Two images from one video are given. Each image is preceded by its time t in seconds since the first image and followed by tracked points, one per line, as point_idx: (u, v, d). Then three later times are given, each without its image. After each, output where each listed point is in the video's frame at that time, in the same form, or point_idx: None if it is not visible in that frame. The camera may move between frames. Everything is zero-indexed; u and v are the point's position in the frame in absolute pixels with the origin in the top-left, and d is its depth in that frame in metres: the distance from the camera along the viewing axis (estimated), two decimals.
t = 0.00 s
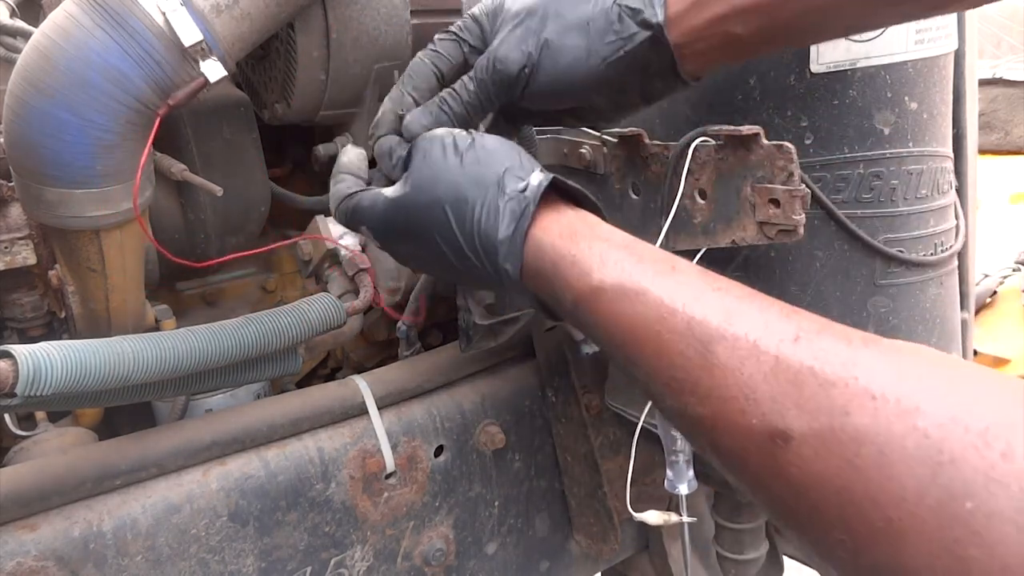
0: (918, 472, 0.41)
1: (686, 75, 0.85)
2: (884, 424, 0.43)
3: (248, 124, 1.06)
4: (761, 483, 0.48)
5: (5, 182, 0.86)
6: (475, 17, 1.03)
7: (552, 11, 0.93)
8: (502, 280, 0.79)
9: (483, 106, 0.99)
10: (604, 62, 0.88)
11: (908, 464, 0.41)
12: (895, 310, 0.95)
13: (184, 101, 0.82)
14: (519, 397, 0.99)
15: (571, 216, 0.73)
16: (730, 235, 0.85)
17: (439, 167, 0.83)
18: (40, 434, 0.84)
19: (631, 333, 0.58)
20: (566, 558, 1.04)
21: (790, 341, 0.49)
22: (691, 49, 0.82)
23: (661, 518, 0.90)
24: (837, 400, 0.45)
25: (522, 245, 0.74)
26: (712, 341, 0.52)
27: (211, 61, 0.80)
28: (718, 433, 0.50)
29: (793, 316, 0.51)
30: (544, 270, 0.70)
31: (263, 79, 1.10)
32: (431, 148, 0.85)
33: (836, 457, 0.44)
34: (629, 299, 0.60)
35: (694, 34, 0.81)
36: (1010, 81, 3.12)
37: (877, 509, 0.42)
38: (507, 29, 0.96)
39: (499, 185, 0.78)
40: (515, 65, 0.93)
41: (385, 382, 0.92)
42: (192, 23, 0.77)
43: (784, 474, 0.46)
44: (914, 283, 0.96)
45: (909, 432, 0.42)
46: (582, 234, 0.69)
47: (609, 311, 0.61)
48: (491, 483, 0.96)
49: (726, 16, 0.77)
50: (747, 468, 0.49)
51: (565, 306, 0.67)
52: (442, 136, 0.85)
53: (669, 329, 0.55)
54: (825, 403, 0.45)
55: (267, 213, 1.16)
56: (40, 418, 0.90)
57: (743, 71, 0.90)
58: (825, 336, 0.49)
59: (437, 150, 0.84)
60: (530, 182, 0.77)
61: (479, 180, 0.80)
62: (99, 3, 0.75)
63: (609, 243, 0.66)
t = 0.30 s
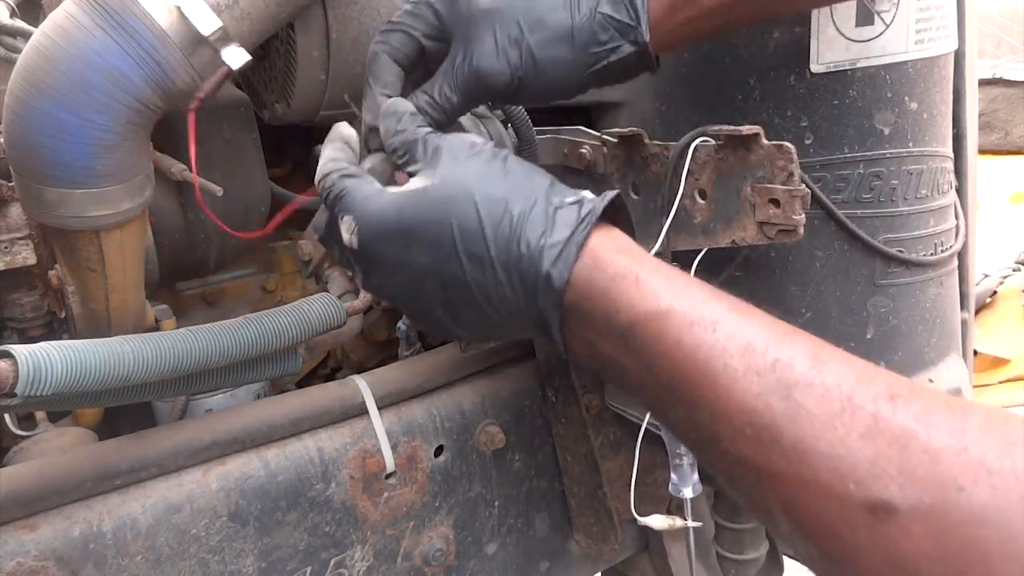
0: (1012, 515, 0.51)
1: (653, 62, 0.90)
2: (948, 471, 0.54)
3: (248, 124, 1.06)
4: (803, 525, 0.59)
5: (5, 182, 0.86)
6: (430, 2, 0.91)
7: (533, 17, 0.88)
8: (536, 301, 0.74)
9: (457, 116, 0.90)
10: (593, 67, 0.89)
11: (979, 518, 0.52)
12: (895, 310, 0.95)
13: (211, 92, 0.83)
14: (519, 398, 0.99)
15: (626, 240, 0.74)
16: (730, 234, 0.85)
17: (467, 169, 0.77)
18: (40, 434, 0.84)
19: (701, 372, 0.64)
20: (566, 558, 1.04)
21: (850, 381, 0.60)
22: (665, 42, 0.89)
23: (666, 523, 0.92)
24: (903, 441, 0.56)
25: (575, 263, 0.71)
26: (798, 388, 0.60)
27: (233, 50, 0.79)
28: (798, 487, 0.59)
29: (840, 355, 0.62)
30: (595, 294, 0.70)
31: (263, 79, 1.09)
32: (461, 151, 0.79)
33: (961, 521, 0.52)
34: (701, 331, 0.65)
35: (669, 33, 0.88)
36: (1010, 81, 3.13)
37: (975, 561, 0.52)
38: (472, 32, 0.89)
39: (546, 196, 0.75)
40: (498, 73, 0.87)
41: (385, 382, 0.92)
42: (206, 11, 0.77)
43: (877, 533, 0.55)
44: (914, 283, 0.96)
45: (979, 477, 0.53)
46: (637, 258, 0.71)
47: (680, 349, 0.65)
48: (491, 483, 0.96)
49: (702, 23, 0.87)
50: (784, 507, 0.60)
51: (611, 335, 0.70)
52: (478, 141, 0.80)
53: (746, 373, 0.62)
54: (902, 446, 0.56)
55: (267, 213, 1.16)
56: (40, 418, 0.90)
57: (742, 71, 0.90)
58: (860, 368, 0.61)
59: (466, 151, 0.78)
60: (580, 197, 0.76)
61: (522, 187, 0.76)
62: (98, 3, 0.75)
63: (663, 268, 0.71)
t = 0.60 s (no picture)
0: (949, 537, 0.56)
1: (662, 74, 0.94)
2: (884, 498, 0.59)
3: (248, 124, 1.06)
4: (761, 548, 0.63)
5: (5, 182, 0.86)
6: (442, 31, 0.95)
7: (544, 37, 0.92)
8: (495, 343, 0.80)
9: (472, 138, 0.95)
10: (603, 81, 0.93)
11: (914, 543, 0.56)
12: (895, 310, 0.95)
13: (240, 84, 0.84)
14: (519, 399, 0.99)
15: (581, 279, 0.80)
16: (730, 234, 0.86)
17: (426, 215, 0.82)
18: (39, 434, 0.84)
19: (654, 405, 0.69)
20: (566, 558, 1.04)
21: (791, 413, 0.65)
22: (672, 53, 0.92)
23: (661, 518, 0.92)
24: (840, 471, 0.61)
25: (527, 307, 0.77)
26: (746, 422, 0.65)
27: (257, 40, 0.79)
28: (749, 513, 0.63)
29: (780, 388, 0.68)
30: (557, 332, 0.76)
31: (263, 79, 1.09)
32: (420, 194, 0.84)
33: (898, 544, 0.57)
34: (652, 367, 0.71)
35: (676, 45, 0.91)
36: (1010, 81, 3.14)
37: None
38: (486, 54, 0.93)
39: (501, 240, 0.81)
40: (512, 92, 0.92)
41: (385, 382, 0.92)
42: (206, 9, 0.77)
43: (818, 559, 0.60)
44: (914, 283, 0.96)
45: (913, 504, 0.58)
46: (593, 296, 0.77)
47: (634, 383, 0.71)
48: (491, 483, 0.96)
49: (704, 35, 0.89)
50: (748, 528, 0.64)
51: (571, 369, 0.75)
52: (438, 180, 0.85)
53: (697, 406, 0.67)
54: (839, 476, 0.61)
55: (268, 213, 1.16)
56: (40, 419, 0.90)
57: (743, 72, 0.91)
58: (797, 400, 0.67)
59: (426, 195, 0.84)
60: (534, 240, 0.81)
61: (478, 233, 0.81)
62: (99, 3, 0.75)
63: (617, 304, 0.77)
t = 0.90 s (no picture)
0: (926, 535, 0.56)
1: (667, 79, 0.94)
2: (864, 497, 0.59)
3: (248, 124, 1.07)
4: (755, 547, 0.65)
5: (5, 182, 0.85)
6: (446, 36, 0.96)
7: (547, 44, 0.94)
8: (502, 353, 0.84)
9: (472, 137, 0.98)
10: (606, 88, 0.94)
11: (892, 541, 0.57)
12: (895, 310, 0.95)
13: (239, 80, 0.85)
14: (518, 399, 0.99)
15: (575, 285, 0.82)
16: (730, 234, 0.86)
17: (422, 236, 0.85)
18: (40, 434, 0.84)
19: (646, 413, 0.71)
20: (566, 558, 1.04)
21: (777, 415, 0.66)
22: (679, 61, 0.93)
23: (660, 519, 0.92)
24: (823, 473, 0.62)
25: (524, 316, 0.81)
26: (736, 427, 0.66)
27: (253, 43, 0.77)
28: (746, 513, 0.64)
29: (769, 387, 0.69)
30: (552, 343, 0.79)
31: (263, 79, 1.09)
32: (414, 214, 0.86)
33: (875, 542, 0.58)
34: (643, 376, 0.72)
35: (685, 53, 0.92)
36: (1010, 82, 3.15)
37: None
38: (490, 62, 0.95)
39: (491, 252, 0.83)
40: (514, 98, 0.94)
41: (385, 382, 0.92)
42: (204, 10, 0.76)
43: (805, 557, 0.61)
44: (914, 282, 0.96)
45: (891, 503, 0.58)
46: (584, 305, 0.79)
47: (626, 392, 0.73)
48: (491, 483, 0.96)
49: (704, 34, 0.89)
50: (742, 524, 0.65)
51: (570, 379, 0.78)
52: (428, 200, 0.87)
53: (687, 413, 0.69)
54: (822, 478, 0.61)
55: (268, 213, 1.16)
56: (39, 419, 0.90)
57: (743, 72, 0.92)
58: (785, 399, 0.67)
59: (419, 214, 0.86)
60: (525, 246, 0.83)
61: (471, 246, 0.84)
62: (99, 3, 0.75)
63: (608, 313, 0.79)
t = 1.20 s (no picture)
0: (911, 542, 0.56)
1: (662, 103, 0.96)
2: (851, 505, 0.60)
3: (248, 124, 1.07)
4: (748, 555, 0.65)
5: (5, 182, 0.85)
6: (452, 28, 0.95)
7: (552, 53, 0.92)
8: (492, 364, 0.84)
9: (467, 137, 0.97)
10: (604, 104, 0.94)
11: (878, 548, 0.57)
12: (895, 310, 0.95)
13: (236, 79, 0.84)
14: (518, 399, 0.99)
15: (569, 300, 0.83)
16: (730, 234, 0.86)
17: (415, 248, 0.85)
18: (39, 434, 0.84)
19: (637, 423, 0.72)
20: (566, 558, 1.04)
21: (766, 426, 0.66)
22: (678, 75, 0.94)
23: (666, 522, 0.92)
24: (812, 481, 0.62)
25: (516, 333, 0.80)
26: (726, 438, 0.67)
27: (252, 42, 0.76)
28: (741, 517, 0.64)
29: (759, 398, 0.69)
30: (544, 356, 0.79)
31: (263, 79, 1.09)
32: (405, 226, 0.86)
33: (861, 550, 0.58)
34: (634, 388, 0.73)
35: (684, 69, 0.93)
36: (1010, 82, 3.15)
37: None
38: (492, 64, 0.93)
39: (484, 267, 0.83)
40: (513, 104, 0.92)
41: (385, 382, 0.92)
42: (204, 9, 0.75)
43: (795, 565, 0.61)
44: (914, 282, 0.96)
45: (877, 510, 0.58)
46: (578, 318, 0.80)
47: (616, 404, 0.74)
48: (491, 483, 0.96)
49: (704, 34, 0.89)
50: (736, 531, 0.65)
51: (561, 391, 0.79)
52: (419, 207, 0.87)
53: (678, 423, 0.69)
54: (811, 486, 0.62)
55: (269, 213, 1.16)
56: (39, 419, 0.90)
57: (743, 72, 0.93)
58: (774, 410, 0.68)
59: (412, 225, 0.86)
60: (518, 263, 0.83)
61: (462, 259, 0.84)
62: (99, 3, 0.75)
63: (601, 325, 0.79)
